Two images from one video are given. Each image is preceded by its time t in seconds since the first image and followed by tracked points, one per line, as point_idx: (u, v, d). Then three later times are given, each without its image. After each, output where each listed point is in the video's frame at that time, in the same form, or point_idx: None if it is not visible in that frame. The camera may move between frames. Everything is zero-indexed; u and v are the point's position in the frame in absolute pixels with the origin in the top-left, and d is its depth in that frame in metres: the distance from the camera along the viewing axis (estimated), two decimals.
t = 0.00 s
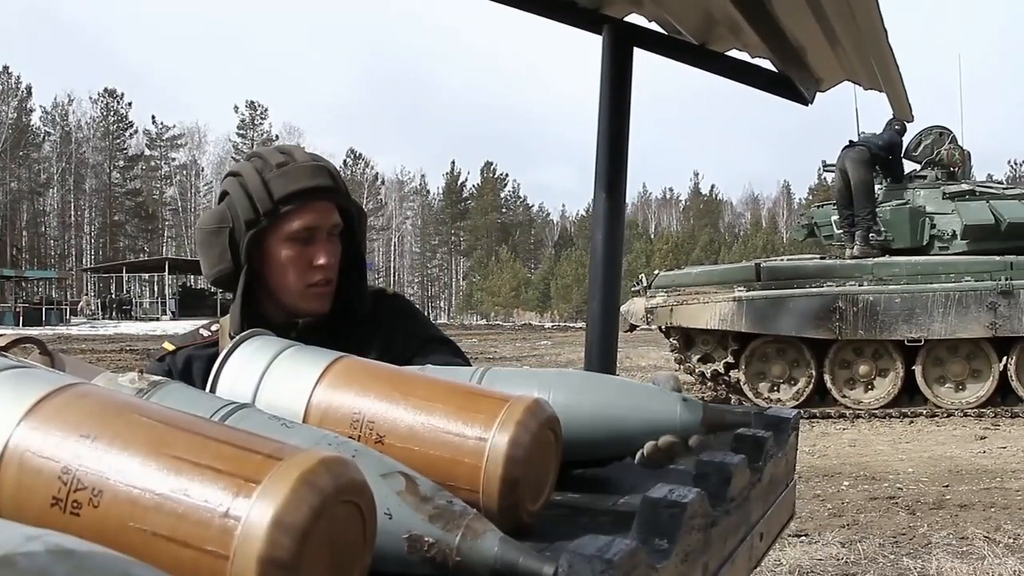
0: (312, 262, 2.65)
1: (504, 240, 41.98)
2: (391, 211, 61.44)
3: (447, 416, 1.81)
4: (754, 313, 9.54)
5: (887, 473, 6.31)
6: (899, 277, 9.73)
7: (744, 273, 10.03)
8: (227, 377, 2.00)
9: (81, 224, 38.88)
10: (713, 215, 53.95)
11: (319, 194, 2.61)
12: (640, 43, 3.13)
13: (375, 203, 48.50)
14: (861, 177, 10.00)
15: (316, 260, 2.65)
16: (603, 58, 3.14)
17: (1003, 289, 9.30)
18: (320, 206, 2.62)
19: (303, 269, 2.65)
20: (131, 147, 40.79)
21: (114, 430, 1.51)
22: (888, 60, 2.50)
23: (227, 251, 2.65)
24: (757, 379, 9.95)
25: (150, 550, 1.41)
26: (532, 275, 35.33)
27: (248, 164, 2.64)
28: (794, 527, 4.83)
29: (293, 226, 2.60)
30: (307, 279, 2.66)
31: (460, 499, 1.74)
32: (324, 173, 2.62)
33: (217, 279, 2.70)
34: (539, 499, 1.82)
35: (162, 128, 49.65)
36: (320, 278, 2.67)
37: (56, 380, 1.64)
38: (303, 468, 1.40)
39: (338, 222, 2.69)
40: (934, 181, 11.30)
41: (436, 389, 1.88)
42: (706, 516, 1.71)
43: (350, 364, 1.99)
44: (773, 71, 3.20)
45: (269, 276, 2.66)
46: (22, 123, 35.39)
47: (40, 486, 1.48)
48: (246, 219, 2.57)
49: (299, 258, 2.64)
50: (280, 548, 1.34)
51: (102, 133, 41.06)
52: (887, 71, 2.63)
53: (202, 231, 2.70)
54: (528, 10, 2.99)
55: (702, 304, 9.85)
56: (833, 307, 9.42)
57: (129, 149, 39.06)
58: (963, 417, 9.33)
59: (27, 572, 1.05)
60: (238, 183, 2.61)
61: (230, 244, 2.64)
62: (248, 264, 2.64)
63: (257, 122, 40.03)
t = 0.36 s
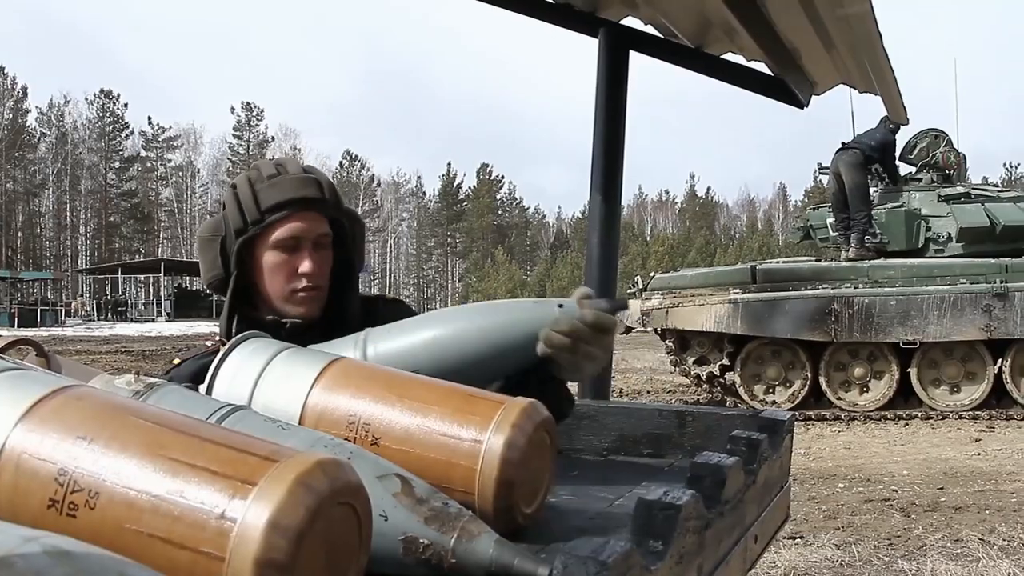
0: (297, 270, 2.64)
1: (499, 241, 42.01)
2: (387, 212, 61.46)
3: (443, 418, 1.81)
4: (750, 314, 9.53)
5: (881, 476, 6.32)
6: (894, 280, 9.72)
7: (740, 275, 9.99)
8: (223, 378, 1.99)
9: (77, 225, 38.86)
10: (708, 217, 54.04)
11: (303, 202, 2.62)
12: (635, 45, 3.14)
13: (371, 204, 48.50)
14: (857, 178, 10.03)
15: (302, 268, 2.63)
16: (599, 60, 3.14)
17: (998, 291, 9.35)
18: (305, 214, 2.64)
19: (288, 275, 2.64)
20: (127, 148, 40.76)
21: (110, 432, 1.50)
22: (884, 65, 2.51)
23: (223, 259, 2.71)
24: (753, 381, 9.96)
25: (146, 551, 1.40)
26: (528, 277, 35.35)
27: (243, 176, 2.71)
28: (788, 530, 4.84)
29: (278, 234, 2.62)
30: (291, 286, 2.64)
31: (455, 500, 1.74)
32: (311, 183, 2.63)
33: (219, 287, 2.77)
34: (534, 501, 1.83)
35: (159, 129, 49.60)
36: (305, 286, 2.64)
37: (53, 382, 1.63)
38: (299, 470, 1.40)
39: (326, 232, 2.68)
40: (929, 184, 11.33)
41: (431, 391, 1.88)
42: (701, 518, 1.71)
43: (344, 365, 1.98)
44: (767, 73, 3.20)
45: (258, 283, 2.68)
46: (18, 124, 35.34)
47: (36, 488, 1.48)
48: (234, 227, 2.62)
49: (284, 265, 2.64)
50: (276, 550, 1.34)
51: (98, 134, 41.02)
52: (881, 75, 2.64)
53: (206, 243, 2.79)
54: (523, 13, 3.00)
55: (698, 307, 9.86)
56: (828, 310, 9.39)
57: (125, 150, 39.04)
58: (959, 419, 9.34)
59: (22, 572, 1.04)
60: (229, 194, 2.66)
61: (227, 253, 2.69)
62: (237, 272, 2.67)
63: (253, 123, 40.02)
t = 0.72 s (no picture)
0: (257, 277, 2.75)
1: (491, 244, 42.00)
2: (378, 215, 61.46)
3: (435, 419, 1.81)
4: (741, 316, 9.56)
5: (873, 478, 6.34)
6: (886, 282, 9.77)
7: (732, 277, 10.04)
8: (215, 378, 1.96)
9: (67, 226, 38.70)
10: (699, 220, 54.15)
11: (264, 215, 2.77)
12: (629, 47, 3.14)
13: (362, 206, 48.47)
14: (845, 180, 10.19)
15: (260, 274, 2.73)
16: (592, 64, 3.16)
17: (989, 294, 9.40)
18: (265, 226, 2.78)
19: (248, 283, 2.74)
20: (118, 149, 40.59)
21: (102, 434, 1.49)
22: (876, 69, 2.52)
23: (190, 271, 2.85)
24: (744, 383, 9.99)
25: (138, 553, 1.40)
26: (520, 280, 35.34)
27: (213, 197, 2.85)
28: (780, 532, 4.85)
29: (240, 244, 2.74)
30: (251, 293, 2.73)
31: (448, 502, 1.73)
32: (268, 200, 2.78)
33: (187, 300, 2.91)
34: (526, 503, 1.83)
35: (150, 130, 49.44)
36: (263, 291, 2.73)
37: (45, 383, 1.63)
38: (292, 472, 1.40)
39: (285, 244, 2.78)
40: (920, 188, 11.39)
41: (423, 393, 1.87)
42: (693, 519, 1.72)
43: (337, 366, 1.97)
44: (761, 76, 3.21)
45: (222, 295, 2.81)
46: (8, 124, 35.22)
47: (29, 489, 1.47)
48: (198, 241, 2.76)
49: (244, 274, 2.74)
50: (270, 551, 1.34)
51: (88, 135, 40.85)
52: (873, 79, 2.65)
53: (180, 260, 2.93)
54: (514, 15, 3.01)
55: (689, 309, 9.88)
56: (820, 312, 9.44)
57: (116, 151, 38.86)
58: (949, 422, 9.39)
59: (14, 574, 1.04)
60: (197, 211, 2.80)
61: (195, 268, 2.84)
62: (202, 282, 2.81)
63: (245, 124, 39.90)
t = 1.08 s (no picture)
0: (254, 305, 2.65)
1: (487, 245, 41.99)
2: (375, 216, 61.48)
3: (433, 420, 1.81)
4: (738, 317, 9.57)
5: (870, 479, 6.35)
6: (883, 284, 9.76)
7: (729, 279, 10.11)
8: (212, 379, 1.95)
9: (63, 227, 38.63)
10: (695, 221, 54.20)
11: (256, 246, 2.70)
12: (625, 48, 3.14)
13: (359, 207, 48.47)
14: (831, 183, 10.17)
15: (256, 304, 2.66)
16: (591, 64, 3.15)
17: (985, 296, 9.40)
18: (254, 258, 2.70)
19: (248, 309, 2.62)
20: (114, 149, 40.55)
21: (98, 435, 1.49)
22: (873, 69, 2.52)
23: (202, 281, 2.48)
24: (741, 384, 10.00)
25: (135, 554, 1.39)
26: (516, 281, 35.36)
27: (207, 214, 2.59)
28: (776, 533, 4.85)
29: (249, 269, 2.62)
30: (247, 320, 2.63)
31: (445, 503, 1.73)
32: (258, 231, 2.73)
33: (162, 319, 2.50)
34: (523, 504, 1.82)
35: (146, 130, 49.41)
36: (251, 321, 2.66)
37: (41, 384, 1.62)
38: (288, 474, 1.40)
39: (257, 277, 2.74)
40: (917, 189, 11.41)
41: (420, 394, 1.87)
42: (691, 521, 1.72)
43: (335, 368, 1.97)
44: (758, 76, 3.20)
45: (224, 318, 2.54)
46: (5, 124, 35.22)
47: (24, 491, 1.47)
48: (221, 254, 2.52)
49: (248, 299, 2.62)
50: (265, 552, 1.33)
51: (84, 135, 40.82)
52: (871, 79, 2.65)
53: (154, 272, 2.50)
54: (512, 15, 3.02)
55: (685, 310, 9.88)
56: (817, 313, 9.46)
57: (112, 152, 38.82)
58: (946, 424, 9.40)
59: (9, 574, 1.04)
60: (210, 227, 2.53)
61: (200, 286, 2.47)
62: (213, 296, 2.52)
63: (240, 125, 39.89)
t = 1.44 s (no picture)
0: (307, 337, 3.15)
1: (475, 245, 41.97)
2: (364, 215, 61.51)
3: (416, 421, 1.81)
4: (725, 317, 9.57)
5: (856, 479, 6.36)
6: (869, 284, 9.76)
7: (715, 279, 10.09)
8: (195, 380, 1.96)
9: (49, 227, 38.46)
10: (682, 221, 54.26)
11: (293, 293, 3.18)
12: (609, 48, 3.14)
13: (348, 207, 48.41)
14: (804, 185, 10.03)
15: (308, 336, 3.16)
16: (575, 64, 3.15)
17: (970, 296, 9.43)
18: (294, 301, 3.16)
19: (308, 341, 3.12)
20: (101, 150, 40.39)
21: (78, 435, 1.49)
22: (858, 70, 2.52)
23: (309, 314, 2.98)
24: (728, 385, 10.01)
25: (114, 555, 1.39)
26: (503, 281, 35.37)
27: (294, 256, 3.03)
28: (762, 533, 4.85)
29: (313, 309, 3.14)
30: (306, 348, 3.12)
31: (427, 503, 1.73)
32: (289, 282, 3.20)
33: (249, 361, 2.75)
34: (506, 504, 1.82)
35: (133, 129, 49.24)
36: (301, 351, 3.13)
37: (22, 384, 1.62)
38: (268, 475, 1.40)
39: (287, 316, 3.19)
40: (903, 189, 11.42)
41: (403, 395, 1.87)
42: (673, 521, 1.72)
43: (318, 368, 1.97)
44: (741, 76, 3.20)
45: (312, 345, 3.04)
46: None
47: (4, 491, 1.46)
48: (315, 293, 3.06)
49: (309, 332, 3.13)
50: (245, 553, 1.33)
51: (70, 135, 40.67)
52: (855, 79, 2.65)
53: (281, 303, 2.89)
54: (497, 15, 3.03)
55: (672, 310, 9.89)
56: (803, 313, 9.47)
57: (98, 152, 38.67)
58: (931, 423, 9.44)
59: None
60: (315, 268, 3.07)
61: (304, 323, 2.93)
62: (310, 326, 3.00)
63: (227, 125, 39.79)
